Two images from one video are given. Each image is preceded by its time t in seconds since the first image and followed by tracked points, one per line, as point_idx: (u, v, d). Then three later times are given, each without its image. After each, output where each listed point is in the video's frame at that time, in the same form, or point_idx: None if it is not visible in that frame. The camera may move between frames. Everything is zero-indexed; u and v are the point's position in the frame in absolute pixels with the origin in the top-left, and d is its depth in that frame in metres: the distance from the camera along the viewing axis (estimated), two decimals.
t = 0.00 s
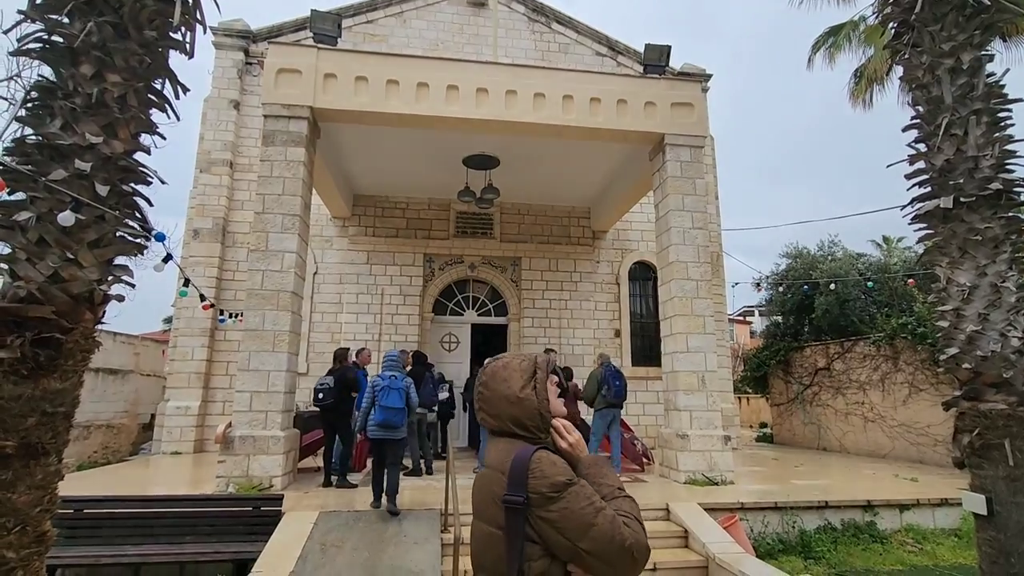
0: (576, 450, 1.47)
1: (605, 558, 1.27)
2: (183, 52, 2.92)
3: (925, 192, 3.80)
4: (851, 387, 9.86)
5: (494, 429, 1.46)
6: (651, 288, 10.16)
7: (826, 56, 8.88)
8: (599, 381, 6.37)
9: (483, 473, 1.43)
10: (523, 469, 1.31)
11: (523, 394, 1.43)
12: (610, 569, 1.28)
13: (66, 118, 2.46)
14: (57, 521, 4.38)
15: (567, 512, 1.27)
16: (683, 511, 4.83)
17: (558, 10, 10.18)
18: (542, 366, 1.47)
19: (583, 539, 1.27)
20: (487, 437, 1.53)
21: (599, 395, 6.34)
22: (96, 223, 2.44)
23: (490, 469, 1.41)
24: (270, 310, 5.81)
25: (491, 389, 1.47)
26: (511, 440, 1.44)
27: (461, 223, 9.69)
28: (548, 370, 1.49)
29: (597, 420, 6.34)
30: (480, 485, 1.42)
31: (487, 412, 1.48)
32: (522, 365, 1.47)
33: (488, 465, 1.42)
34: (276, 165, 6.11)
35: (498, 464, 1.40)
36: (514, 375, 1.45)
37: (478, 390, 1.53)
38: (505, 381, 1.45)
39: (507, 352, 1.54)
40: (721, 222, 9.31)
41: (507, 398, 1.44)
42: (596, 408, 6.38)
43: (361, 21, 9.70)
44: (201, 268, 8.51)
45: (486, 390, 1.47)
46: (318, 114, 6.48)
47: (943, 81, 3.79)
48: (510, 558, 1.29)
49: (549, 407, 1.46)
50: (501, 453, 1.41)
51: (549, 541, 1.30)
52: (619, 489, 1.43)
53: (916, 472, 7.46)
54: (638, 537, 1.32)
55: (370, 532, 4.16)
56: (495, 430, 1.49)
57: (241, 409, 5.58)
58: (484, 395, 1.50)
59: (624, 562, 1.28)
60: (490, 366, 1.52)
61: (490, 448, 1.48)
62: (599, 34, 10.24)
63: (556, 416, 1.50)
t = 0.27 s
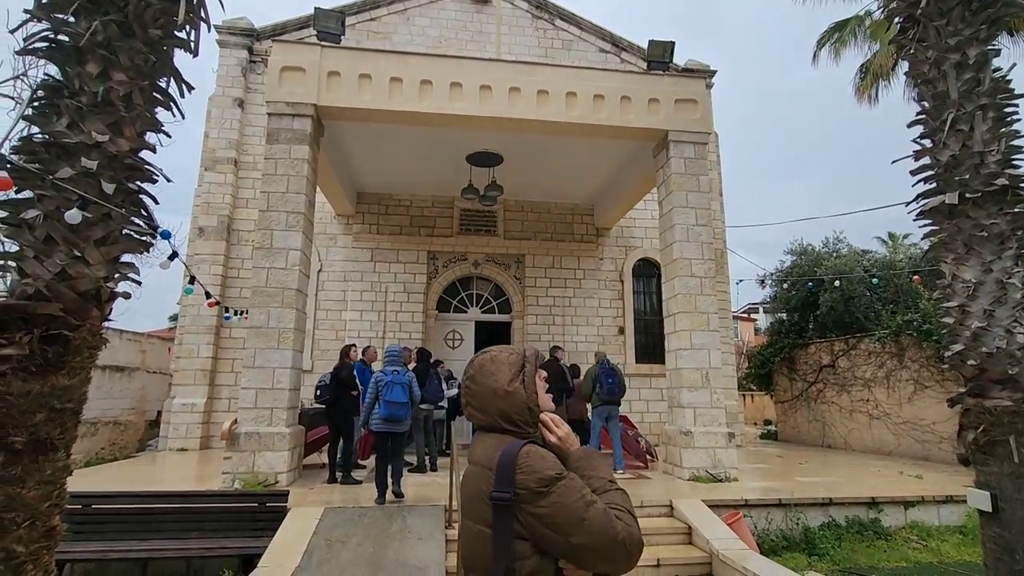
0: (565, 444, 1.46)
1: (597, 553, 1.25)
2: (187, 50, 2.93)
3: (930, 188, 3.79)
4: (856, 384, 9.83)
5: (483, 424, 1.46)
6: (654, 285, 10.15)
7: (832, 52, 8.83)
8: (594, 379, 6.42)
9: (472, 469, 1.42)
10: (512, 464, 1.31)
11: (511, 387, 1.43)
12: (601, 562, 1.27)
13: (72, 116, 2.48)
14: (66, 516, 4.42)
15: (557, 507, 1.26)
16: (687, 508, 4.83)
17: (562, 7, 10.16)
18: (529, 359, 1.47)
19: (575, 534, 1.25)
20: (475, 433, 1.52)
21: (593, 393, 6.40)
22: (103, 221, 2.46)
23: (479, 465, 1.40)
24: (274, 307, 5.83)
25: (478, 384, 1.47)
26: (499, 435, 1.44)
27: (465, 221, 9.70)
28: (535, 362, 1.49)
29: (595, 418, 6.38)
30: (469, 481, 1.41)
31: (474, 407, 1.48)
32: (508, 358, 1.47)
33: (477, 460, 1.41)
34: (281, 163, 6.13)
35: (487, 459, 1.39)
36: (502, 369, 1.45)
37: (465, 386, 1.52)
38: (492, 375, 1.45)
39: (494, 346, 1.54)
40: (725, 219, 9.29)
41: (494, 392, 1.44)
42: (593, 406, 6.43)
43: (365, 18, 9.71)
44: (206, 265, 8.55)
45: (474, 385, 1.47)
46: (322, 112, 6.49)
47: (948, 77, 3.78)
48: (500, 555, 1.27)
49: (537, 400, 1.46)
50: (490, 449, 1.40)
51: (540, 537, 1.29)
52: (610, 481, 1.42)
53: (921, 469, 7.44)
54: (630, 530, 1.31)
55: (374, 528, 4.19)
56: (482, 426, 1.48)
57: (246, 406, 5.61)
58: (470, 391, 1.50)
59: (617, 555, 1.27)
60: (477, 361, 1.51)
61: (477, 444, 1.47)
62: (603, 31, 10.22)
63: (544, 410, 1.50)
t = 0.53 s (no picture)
0: (558, 448, 1.47)
1: (584, 564, 1.26)
2: (193, 50, 2.95)
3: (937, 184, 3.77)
4: (863, 381, 9.79)
5: (479, 421, 1.46)
6: (660, 282, 10.13)
7: (839, 47, 8.78)
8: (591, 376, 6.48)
9: (465, 467, 1.42)
10: (506, 466, 1.31)
11: (510, 387, 1.43)
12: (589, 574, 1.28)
13: (81, 117, 2.50)
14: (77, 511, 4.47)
15: (547, 515, 1.27)
16: (692, 504, 4.84)
17: (566, 4, 10.13)
18: (531, 358, 1.47)
19: (562, 544, 1.26)
20: (470, 428, 1.53)
21: (592, 389, 6.45)
22: (111, 220, 2.49)
23: (471, 463, 1.40)
24: (280, 305, 5.87)
25: (477, 379, 1.47)
26: (493, 434, 1.44)
27: (470, 218, 9.71)
28: (537, 362, 1.48)
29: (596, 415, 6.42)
30: (461, 477, 1.42)
31: (472, 402, 1.48)
32: (509, 356, 1.47)
33: (470, 457, 1.42)
34: (286, 161, 6.16)
35: (481, 458, 1.40)
36: (503, 367, 1.45)
37: (464, 380, 1.52)
38: (492, 372, 1.45)
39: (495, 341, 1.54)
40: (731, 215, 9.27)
41: (493, 389, 1.44)
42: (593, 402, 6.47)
43: (370, 16, 9.72)
44: (213, 263, 8.61)
45: (474, 379, 1.47)
46: (327, 111, 6.52)
47: (955, 72, 3.75)
48: (486, 557, 1.29)
49: (536, 402, 1.46)
50: (485, 447, 1.40)
51: (527, 543, 1.30)
52: (601, 491, 1.43)
53: (928, 467, 7.41)
54: (618, 544, 1.32)
55: (380, 525, 4.22)
56: (478, 422, 1.48)
57: (253, 403, 5.65)
58: (468, 384, 1.50)
59: (604, 568, 1.28)
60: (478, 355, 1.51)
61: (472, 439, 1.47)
62: (607, 27, 10.19)
63: (541, 412, 1.50)
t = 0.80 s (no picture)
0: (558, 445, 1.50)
1: (588, 564, 1.29)
2: (201, 50, 2.97)
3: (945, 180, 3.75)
4: (871, 378, 9.74)
5: (482, 416, 1.47)
6: (666, 279, 10.11)
7: (846, 42, 8.72)
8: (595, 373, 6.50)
9: (467, 463, 1.42)
10: (515, 466, 1.31)
11: (516, 384, 1.44)
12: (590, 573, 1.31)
13: (92, 118, 2.53)
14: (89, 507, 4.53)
15: (555, 515, 1.28)
16: (698, 501, 4.85)
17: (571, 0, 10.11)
18: (536, 356, 1.48)
19: (568, 544, 1.29)
20: (470, 422, 1.53)
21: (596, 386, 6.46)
22: (122, 220, 2.52)
23: (475, 458, 1.41)
24: (288, 302, 5.91)
25: (482, 373, 1.47)
26: (497, 430, 1.45)
27: (475, 216, 9.72)
28: (542, 360, 1.50)
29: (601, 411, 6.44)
30: (463, 473, 1.42)
31: (474, 397, 1.49)
32: (515, 352, 1.48)
33: (473, 452, 1.42)
34: (293, 160, 6.19)
35: (485, 453, 1.40)
36: (508, 364, 1.46)
37: (466, 374, 1.51)
38: (498, 368, 1.46)
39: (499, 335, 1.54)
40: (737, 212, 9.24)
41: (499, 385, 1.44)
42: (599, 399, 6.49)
43: (375, 15, 9.74)
44: (221, 262, 8.67)
45: (479, 374, 1.47)
46: (333, 110, 6.54)
47: (964, 67, 3.73)
48: (492, 556, 1.30)
49: (539, 400, 1.48)
50: (489, 444, 1.41)
51: (531, 542, 1.32)
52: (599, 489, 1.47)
53: (937, 464, 7.37)
54: (618, 544, 1.36)
55: (388, 521, 4.26)
56: (481, 417, 1.49)
57: (261, 400, 5.70)
58: (471, 378, 1.50)
59: (605, 568, 1.31)
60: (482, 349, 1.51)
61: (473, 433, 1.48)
62: (613, 24, 10.16)
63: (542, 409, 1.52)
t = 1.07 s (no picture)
0: (556, 437, 1.50)
1: (582, 551, 1.29)
2: (210, 50, 3.00)
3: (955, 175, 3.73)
4: (880, 376, 9.68)
5: (478, 411, 1.48)
6: (673, 277, 10.09)
7: (855, 37, 8.66)
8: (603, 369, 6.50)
9: (463, 457, 1.44)
10: (506, 458, 1.33)
11: (509, 378, 1.44)
12: (585, 562, 1.31)
13: (103, 118, 2.56)
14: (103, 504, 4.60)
15: (546, 505, 1.29)
16: (705, 498, 4.85)
17: None
18: (529, 351, 1.48)
19: (560, 533, 1.29)
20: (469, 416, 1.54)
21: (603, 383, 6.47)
22: (134, 219, 2.55)
23: (471, 452, 1.42)
24: (296, 300, 5.95)
25: (477, 369, 1.48)
26: (492, 423, 1.46)
27: (481, 214, 9.74)
28: (536, 353, 1.50)
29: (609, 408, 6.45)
30: (460, 466, 1.44)
31: (470, 392, 1.50)
32: (509, 347, 1.48)
33: (469, 446, 1.43)
34: (300, 159, 6.22)
35: (480, 447, 1.41)
36: (501, 359, 1.46)
37: (462, 370, 1.52)
38: (491, 363, 1.46)
39: (495, 331, 1.54)
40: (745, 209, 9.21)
41: (492, 380, 1.45)
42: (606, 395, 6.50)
43: (381, 13, 9.76)
44: (229, 260, 8.73)
45: (473, 370, 1.48)
46: (340, 108, 6.57)
47: (974, 62, 3.70)
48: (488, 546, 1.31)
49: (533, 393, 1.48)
50: (484, 438, 1.42)
51: (526, 532, 1.32)
52: (596, 479, 1.47)
53: (947, 462, 7.33)
54: (613, 532, 1.35)
55: (396, 517, 4.28)
56: (478, 411, 1.50)
57: (270, 397, 5.74)
58: (466, 373, 1.51)
59: (600, 555, 1.31)
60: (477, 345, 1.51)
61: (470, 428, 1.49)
62: (618, 20, 10.12)
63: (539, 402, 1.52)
